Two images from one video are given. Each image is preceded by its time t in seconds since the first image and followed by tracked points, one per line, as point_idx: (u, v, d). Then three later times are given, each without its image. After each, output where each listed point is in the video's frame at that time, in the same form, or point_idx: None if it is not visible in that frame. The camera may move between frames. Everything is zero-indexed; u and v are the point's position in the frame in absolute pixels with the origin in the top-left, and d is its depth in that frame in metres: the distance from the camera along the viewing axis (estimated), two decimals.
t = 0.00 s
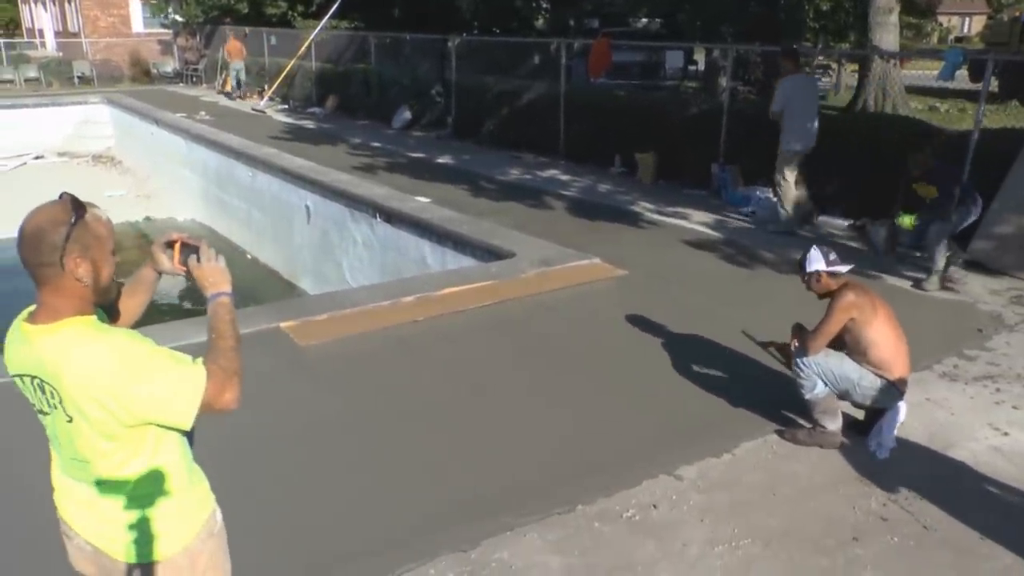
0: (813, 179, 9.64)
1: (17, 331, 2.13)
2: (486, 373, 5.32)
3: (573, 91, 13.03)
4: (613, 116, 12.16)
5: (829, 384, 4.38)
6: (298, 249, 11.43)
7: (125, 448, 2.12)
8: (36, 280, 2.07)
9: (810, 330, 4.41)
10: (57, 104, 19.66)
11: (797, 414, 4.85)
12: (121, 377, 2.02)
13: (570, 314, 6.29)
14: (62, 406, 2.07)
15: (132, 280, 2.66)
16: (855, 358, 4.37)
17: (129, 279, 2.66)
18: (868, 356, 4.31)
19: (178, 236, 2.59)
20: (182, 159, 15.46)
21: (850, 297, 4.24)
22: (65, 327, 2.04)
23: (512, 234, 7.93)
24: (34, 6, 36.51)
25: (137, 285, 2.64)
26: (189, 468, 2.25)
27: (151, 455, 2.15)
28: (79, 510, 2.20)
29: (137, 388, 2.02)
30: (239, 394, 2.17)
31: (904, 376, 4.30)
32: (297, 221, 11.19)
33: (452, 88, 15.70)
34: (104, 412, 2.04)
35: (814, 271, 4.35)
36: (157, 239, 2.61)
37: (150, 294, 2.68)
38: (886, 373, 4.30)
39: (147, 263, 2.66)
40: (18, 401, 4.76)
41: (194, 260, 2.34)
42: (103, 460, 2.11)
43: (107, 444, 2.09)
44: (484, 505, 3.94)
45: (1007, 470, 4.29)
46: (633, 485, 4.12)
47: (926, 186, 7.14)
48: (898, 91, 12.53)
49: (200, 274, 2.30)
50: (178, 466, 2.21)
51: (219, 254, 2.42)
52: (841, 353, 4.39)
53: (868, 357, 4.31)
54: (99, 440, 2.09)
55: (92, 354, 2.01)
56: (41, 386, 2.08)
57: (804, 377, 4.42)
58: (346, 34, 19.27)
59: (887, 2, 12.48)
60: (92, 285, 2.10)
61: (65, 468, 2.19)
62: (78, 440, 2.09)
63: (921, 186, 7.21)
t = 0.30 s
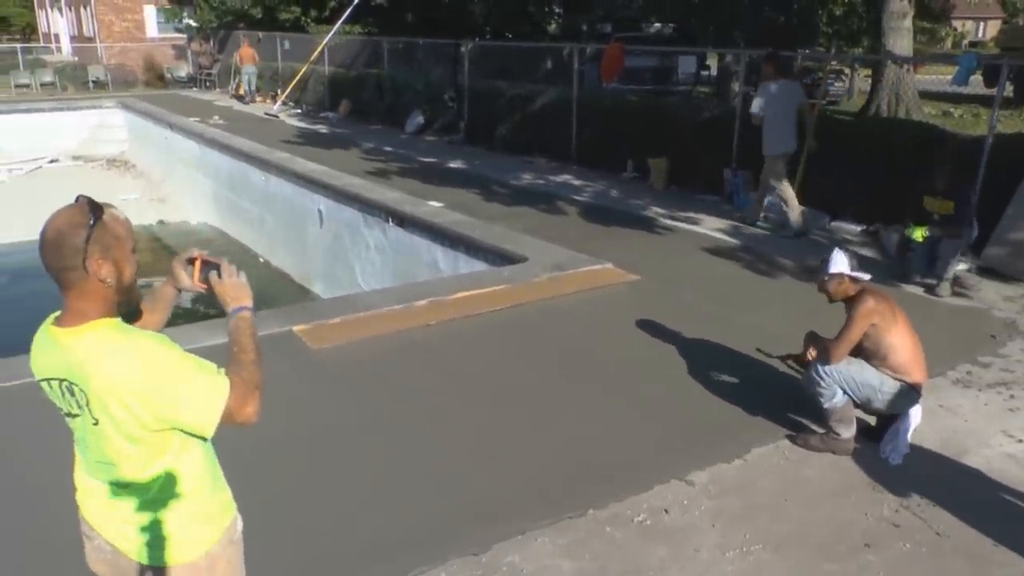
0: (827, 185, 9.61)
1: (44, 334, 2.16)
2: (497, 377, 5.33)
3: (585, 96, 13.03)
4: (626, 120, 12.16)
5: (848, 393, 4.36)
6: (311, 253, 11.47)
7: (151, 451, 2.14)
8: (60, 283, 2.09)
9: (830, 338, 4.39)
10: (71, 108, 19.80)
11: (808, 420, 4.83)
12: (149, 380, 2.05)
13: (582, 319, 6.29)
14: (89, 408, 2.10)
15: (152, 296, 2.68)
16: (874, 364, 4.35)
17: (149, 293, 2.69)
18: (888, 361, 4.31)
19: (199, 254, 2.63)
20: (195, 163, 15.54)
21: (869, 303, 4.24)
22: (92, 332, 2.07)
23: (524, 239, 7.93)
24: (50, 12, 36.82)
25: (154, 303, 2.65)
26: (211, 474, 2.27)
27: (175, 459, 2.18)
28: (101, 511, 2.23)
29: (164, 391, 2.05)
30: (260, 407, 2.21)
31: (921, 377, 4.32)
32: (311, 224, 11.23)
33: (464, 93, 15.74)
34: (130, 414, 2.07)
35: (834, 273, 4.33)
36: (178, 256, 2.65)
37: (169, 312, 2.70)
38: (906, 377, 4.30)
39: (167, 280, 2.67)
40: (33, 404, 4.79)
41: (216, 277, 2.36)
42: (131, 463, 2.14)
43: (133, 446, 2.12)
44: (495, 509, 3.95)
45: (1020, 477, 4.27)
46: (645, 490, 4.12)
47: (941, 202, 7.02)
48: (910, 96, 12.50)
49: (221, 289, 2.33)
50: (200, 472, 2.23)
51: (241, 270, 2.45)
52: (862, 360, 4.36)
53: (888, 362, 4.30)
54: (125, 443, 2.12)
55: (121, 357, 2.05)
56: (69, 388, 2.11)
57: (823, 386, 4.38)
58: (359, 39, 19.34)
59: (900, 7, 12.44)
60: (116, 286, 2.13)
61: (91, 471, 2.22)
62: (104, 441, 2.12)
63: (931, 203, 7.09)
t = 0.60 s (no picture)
0: (841, 190, 9.55)
1: (71, 338, 2.18)
2: (510, 381, 5.34)
3: (598, 100, 13.04)
4: (639, 124, 12.16)
5: (864, 399, 4.35)
6: (324, 257, 11.51)
7: (176, 455, 2.16)
8: (87, 288, 2.11)
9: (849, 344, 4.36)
10: (86, 111, 19.97)
11: (822, 426, 4.82)
12: (173, 384, 2.06)
13: (594, 323, 6.29)
14: (115, 412, 2.11)
15: (176, 305, 2.71)
16: (890, 371, 4.35)
17: (172, 304, 2.71)
18: (906, 368, 4.30)
19: (225, 264, 2.59)
20: (209, 165, 15.63)
21: (890, 310, 4.22)
22: (118, 337, 2.09)
23: (537, 244, 7.94)
24: (67, 16, 37.15)
25: (180, 310, 2.69)
26: (235, 479, 2.28)
27: (200, 462, 2.19)
28: (126, 512, 2.27)
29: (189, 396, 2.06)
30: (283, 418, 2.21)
31: (937, 385, 4.31)
32: (324, 228, 11.27)
33: (477, 97, 15.78)
34: (156, 418, 2.09)
35: (869, 272, 4.28)
36: (204, 266, 2.61)
37: (191, 322, 2.73)
38: (922, 384, 4.29)
39: (192, 290, 2.68)
40: (50, 405, 4.84)
41: (242, 288, 2.38)
42: (157, 466, 2.16)
43: (160, 449, 2.14)
44: (507, 513, 3.96)
45: None
46: (658, 495, 4.11)
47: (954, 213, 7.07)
48: (924, 102, 12.46)
49: (246, 300, 2.35)
50: (225, 476, 2.24)
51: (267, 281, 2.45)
52: (879, 367, 4.36)
53: (905, 369, 4.30)
54: (151, 446, 2.13)
55: (147, 362, 2.06)
56: (95, 393, 2.13)
57: (839, 392, 4.36)
58: (373, 43, 19.38)
59: (914, 12, 12.37)
60: (141, 292, 2.14)
61: (117, 474, 2.24)
62: (130, 445, 2.14)
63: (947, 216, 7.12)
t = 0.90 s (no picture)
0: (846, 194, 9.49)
1: (79, 343, 2.18)
2: (513, 383, 5.34)
3: (603, 102, 13.04)
4: (644, 128, 12.16)
5: (868, 402, 4.35)
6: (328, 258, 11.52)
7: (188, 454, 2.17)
8: (93, 290, 2.11)
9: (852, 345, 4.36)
10: (91, 112, 20.08)
11: (825, 429, 4.81)
12: (184, 384, 2.07)
13: (598, 326, 6.29)
14: (125, 415, 2.12)
15: (183, 287, 2.72)
16: (895, 374, 4.34)
17: (179, 288, 2.71)
18: (910, 371, 4.28)
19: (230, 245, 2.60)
20: (214, 166, 15.66)
21: (892, 312, 4.20)
22: (127, 340, 2.09)
23: (541, 246, 7.94)
24: (73, 16, 37.21)
25: (187, 292, 2.70)
26: (247, 475, 2.29)
27: (213, 460, 2.20)
28: (136, 513, 2.28)
29: (201, 394, 2.07)
30: (302, 394, 2.22)
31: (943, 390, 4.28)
32: (328, 229, 11.27)
33: (482, 99, 15.80)
34: (168, 418, 2.10)
35: (878, 274, 4.27)
36: (208, 247, 2.63)
37: (198, 304, 2.74)
38: (927, 387, 4.27)
39: (198, 271, 2.70)
40: (54, 404, 4.84)
41: (247, 267, 2.37)
42: (170, 465, 2.17)
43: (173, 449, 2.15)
44: (509, 515, 3.96)
45: None
46: (660, 498, 4.11)
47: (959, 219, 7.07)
48: (928, 105, 12.47)
49: (253, 279, 2.35)
50: (236, 472, 2.26)
51: (273, 260, 2.46)
52: (882, 370, 4.35)
53: (910, 372, 4.28)
54: (163, 447, 2.14)
55: (156, 363, 2.07)
56: (105, 397, 2.14)
57: (844, 394, 4.38)
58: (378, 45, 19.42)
59: (920, 17, 12.45)
60: (148, 292, 2.15)
61: (127, 477, 2.25)
62: (141, 447, 2.15)
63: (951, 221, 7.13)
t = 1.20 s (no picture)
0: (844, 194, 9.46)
1: (74, 340, 2.18)
2: (511, 383, 5.34)
3: (602, 102, 13.05)
4: (643, 128, 12.16)
5: (862, 402, 4.35)
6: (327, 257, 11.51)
7: (184, 451, 2.17)
8: (89, 288, 2.11)
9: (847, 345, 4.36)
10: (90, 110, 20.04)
11: (823, 430, 4.81)
12: (181, 382, 2.07)
13: (596, 326, 6.29)
14: (121, 413, 2.12)
15: (176, 286, 2.71)
16: (889, 375, 4.33)
17: (172, 287, 2.71)
18: (904, 372, 4.27)
19: (222, 244, 2.60)
20: (212, 165, 15.64)
21: (886, 312, 4.19)
22: (123, 337, 2.09)
23: (540, 246, 7.94)
24: (71, 15, 37.14)
25: (178, 292, 2.70)
26: (242, 473, 2.29)
27: (208, 458, 2.20)
28: (132, 512, 2.27)
29: (196, 392, 2.06)
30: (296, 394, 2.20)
31: (937, 391, 4.28)
32: (326, 228, 11.27)
33: (481, 99, 15.80)
34: (164, 416, 2.09)
35: (873, 274, 4.27)
36: (200, 246, 2.63)
37: (189, 305, 2.74)
38: (921, 389, 4.27)
39: (189, 270, 2.69)
40: (52, 404, 4.83)
41: (240, 267, 2.37)
42: (166, 464, 2.17)
43: (169, 447, 2.14)
44: (506, 515, 3.95)
45: None
46: (658, 498, 4.11)
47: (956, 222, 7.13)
48: (926, 105, 12.50)
49: (245, 279, 2.33)
50: (231, 471, 2.25)
51: (265, 260, 2.45)
52: (876, 371, 4.35)
53: (903, 373, 4.28)
54: (159, 445, 2.14)
55: (152, 361, 2.07)
56: (101, 395, 2.14)
57: (837, 394, 4.37)
58: (377, 44, 19.42)
59: (919, 17, 12.51)
60: (143, 291, 2.14)
61: (123, 475, 2.24)
62: (137, 445, 2.14)
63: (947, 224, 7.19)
